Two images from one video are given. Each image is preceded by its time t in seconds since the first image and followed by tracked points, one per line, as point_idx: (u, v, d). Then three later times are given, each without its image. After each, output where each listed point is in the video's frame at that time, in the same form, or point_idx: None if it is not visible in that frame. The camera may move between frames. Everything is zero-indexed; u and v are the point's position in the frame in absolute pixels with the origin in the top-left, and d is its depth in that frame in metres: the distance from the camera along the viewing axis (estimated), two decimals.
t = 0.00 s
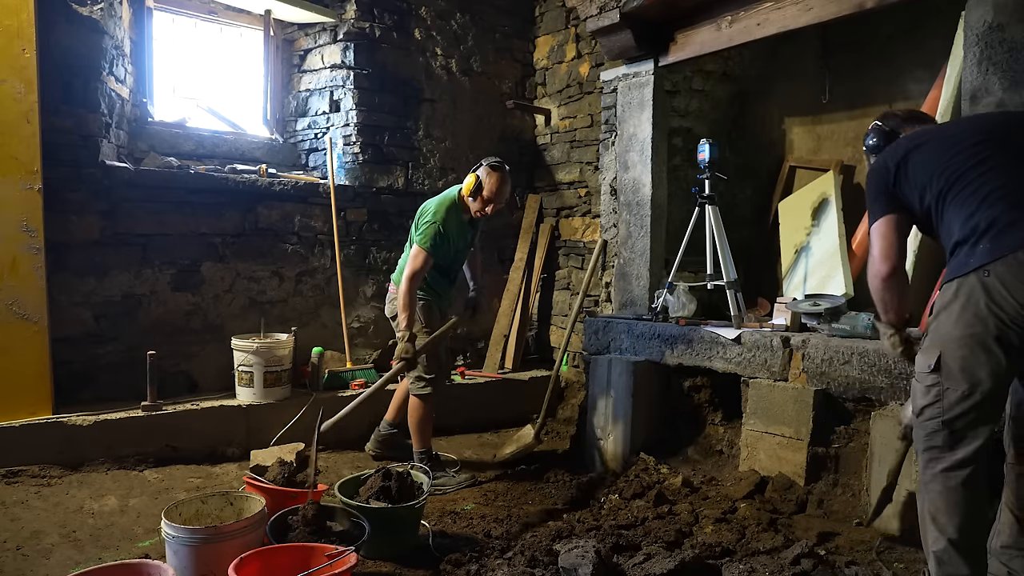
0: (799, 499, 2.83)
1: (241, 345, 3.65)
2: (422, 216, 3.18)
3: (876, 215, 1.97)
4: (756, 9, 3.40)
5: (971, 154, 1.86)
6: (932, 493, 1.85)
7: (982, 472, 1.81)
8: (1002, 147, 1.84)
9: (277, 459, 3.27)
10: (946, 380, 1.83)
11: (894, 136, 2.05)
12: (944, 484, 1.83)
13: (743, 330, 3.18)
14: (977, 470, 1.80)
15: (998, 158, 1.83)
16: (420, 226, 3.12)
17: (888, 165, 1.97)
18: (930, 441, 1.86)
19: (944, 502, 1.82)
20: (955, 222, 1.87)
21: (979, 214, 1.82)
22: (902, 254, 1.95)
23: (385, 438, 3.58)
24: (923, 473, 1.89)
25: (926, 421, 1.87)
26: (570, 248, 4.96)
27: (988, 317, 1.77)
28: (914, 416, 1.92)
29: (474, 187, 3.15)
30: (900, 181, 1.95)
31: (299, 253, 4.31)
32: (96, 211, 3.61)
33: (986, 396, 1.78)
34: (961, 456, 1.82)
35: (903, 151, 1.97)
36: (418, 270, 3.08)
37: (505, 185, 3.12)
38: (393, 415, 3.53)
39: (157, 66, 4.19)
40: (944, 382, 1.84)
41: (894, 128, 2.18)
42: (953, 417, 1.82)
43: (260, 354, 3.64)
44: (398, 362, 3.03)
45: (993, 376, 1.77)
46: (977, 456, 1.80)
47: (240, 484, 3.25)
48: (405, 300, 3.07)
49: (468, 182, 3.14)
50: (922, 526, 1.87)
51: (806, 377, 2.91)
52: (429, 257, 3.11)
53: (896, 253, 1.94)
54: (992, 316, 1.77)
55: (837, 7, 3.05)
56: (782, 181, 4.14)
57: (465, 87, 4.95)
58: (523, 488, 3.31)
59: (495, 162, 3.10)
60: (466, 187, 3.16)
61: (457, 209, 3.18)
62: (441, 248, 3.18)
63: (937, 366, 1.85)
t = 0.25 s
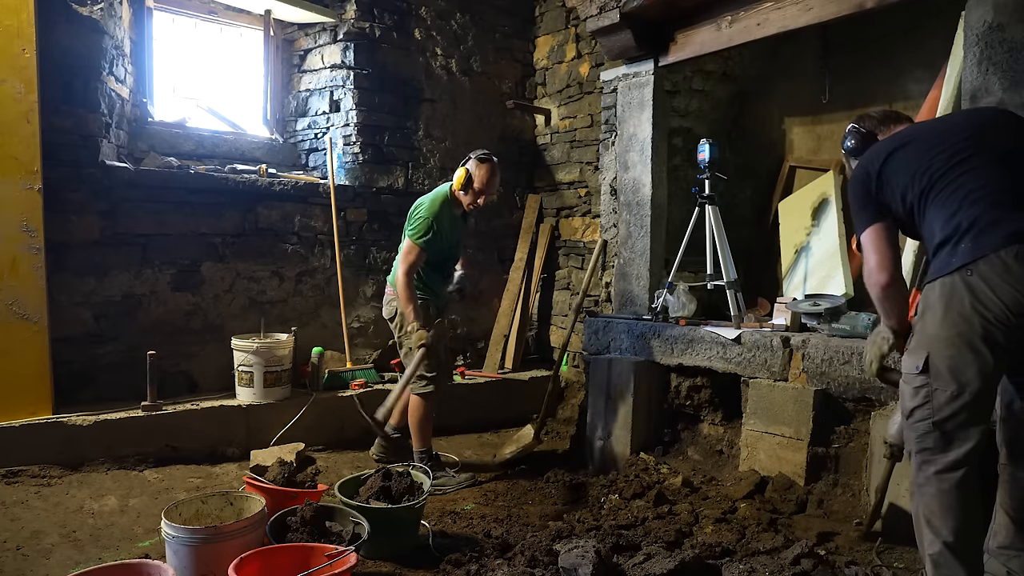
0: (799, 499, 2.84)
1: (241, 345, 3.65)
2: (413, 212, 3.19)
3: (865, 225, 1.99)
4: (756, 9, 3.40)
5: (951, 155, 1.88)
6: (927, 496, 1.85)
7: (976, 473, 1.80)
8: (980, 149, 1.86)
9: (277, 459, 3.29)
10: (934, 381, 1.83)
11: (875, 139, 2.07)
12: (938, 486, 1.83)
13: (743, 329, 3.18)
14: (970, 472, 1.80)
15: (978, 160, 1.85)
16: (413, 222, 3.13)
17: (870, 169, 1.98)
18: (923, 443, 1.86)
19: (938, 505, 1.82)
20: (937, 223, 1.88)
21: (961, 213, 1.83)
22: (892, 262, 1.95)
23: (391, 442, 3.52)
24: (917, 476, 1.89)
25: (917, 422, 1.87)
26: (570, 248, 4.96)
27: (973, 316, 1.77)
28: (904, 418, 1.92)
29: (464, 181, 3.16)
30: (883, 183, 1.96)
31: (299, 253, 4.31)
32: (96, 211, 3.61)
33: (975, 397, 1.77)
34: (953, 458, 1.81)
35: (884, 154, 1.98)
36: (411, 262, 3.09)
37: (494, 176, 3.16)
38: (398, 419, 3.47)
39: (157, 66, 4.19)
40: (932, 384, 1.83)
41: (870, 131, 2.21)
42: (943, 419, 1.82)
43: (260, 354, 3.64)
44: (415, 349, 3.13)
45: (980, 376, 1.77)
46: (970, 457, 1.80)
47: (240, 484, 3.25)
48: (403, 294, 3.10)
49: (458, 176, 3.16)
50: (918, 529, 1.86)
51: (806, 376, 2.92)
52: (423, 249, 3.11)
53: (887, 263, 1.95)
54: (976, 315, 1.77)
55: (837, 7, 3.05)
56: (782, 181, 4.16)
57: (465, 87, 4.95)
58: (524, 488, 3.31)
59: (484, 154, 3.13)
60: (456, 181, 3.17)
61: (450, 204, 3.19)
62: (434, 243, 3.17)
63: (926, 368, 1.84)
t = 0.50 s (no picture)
0: (799, 499, 2.84)
1: (241, 345, 3.65)
2: (409, 216, 3.17)
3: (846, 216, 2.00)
4: (756, 9, 3.40)
5: (935, 151, 1.86)
6: (925, 500, 1.84)
7: (971, 475, 1.80)
8: (965, 145, 1.84)
9: (277, 459, 3.29)
10: (922, 381, 1.83)
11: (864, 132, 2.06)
12: (935, 489, 1.82)
13: (742, 329, 3.18)
14: (965, 473, 1.80)
15: (962, 156, 1.82)
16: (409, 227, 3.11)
17: (856, 160, 1.98)
18: (917, 445, 1.86)
19: (936, 508, 1.82)
20: (916, 221, 1.87)
21: (938, 212, 1.82)
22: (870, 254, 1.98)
23: (391, 443, 3.52)
24: (914, 479, 1.88)
25: (909, 424, 1.88)
26: (570, 248, 4.96)
27: (953, 314, 1.77)
28: (897, 420, 1.93)
29: (449, 180, 3.19)
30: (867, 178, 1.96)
31: (299, 253, 4.31)
32: (96, 211, 3.61)
33: (962, 395, 1.78)
34: (947, 459, 1.81)
35: (872, 146, 1.97)
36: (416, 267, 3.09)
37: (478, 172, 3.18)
38: (398, 419, 3.47)
39: (157, 66, 4.19)
40: (921, 384, 1.84)
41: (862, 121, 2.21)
42: (934, 419, 1.82)
43: (260, 354, 3.64)
44: (438, 359, 3.13)
45: (965, 374, 1.77)
46: (965, 457, 1.79)
47: (240, 484, 3.25)
48: (415, 302, 3.11)
49: (442, 176, 3.18)
50: (916, 533, 1.86)
51: (806, 376, 2.91)
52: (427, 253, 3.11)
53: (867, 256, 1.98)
54: (956, 313, 1.77)
55: (837, 7, 3.05)
56: (782, 181, 4.16)
57: (465, 87, 4.95)
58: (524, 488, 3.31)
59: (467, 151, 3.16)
60: (441, 181, 3.19)
61: (441, 206, 3.18)
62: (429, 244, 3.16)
63: (912, 367, 1.85)
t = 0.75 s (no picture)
0: (799, 499, 2.83)
1: (241, 345, 3.65)
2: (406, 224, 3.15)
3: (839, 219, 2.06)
4: (756, 9, 3.40)
5: (923, 151, 1.87)
6: (921, 502, 1.83)
7: (966, 477, 1.78)
8: (953, 145, 1.85)
9: (277, 459, 3.29)
10: (911, 382, 1.83)
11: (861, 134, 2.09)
12: (930, 492, 1.81)
13: (742, 329, 3.18)
14: (960, 475, 1.78)
15: (949, 157, 1.83)
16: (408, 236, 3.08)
17: (850, 159, 2.01)
18: (911, 446, 1.86)
19: (932, 510, 1.80)
20: (901, 220, 1.90)
21: (921, 211, 1.84)
22: (854, 254, 2.01)
23: (391, 443, 3.52)
24: (910, 481, 1.87)
25: (901, 425, 1.87)
26: (570, 248, 4.96)
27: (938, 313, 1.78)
28: (890, 421, 1.92)
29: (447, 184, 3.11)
30: (857, 178, 1.99)
31: (299, 253, 4.31)
32: (96, 211, 3.61)
33: (950, 395, 1.78)
34: (941, 461, 1.80)
35: (865, 145, 2.00)
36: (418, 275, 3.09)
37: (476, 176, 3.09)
38: (398, 419, 3.48)
39: (157, 66, 4.19)
40: (909, 384, 1.84)
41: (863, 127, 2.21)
42: (925, 420, 1.82)
43: (260, 354, 3.64)
44: (443, 369, 3.11)
45: (952, 374, 1.78)
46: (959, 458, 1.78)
47: (240, 484, 3.25)
48: (421, 311, 3.11)
49: (440, 180, 3.11)
50: (912, 535, 1.85)
51: (806, 376, 2.91)
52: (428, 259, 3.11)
53: (853, 256, 2.02)
54: (941, 312, 1.78)
55: (837, 7, 3.05)
56: (781, 182, 4.16)
57: (465, 87, 4.95)
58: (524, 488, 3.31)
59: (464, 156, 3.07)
60: (439, 185, 3.12)
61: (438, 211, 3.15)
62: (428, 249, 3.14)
63: (901, 368, 1.85)
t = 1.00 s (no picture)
0: (799, 499, 2.83)
1: (241, 345, 3.65)
2: (417, 229, 3.07)
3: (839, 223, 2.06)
4: (756, 9, 3.40)
5: (927, 151, 1.88)
6: (918, 502, 1.82)
7: (963, 476, 1.79)
8: (957, 145, 1.86)
9: (277, 459, 3.29)
10: (909, 382, 1.84)
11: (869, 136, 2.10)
12: (928, 491, 1.81)
13: (743, 330, 3.17)
14: (957, 475, 1.78)
15: (952, 157, 1.84)
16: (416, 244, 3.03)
17: (856, 161, 2.03)
18: (908, 447, 1.86)
19: (929, 511, 1.80)
20: (904, 220, 1.90)
21: (924, 210, 1.84)
22: (856, 258, 2.02)
23: (391, 443, 3.52)
24: (907, 482, 1.87)
25: (898, 426, 1.88)
26: (570, 248, 4.96)
27: (937, 314, 1.78)
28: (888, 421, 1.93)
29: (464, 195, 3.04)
30: (863, 178, 2.00)
31: (299, 253, 4.31)
32: (96, 211, 3.61)
33: (948, 396, 1.78)
34: (937, 462, 1.80)
35: (871, 148, 2.01)
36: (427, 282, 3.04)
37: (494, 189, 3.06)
38: (396, 420, 3.48)
39: (157, 66, 4.19)
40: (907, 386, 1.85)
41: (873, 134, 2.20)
42: (921, 421, 1.82)
43: (260, 354, 3.64)
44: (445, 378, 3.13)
45: (948, 376, 1.78)
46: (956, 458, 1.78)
47: (240, 484, 3.25)
48: (426, 320, 3.05)
49: (458, 191, 3.03)
50: (909, 535, 1.84)
51: (806, 376, 2.91)
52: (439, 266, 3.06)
53: (856, 261, 2.02)
54: (940, 313, 1.78)
55: (837, 7, 3.05)
56: (782, 182, 4.16)
57: (465, 87, 4.95)
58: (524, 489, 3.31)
59: (486, 168, 3.02)
60: (455, 195, 3.04)
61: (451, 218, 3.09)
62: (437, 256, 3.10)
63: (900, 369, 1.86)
